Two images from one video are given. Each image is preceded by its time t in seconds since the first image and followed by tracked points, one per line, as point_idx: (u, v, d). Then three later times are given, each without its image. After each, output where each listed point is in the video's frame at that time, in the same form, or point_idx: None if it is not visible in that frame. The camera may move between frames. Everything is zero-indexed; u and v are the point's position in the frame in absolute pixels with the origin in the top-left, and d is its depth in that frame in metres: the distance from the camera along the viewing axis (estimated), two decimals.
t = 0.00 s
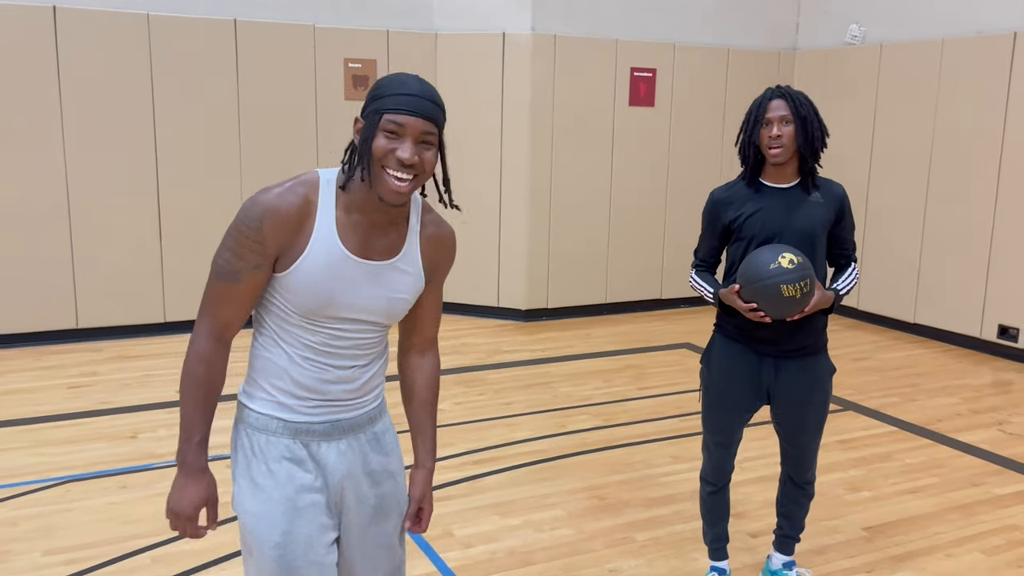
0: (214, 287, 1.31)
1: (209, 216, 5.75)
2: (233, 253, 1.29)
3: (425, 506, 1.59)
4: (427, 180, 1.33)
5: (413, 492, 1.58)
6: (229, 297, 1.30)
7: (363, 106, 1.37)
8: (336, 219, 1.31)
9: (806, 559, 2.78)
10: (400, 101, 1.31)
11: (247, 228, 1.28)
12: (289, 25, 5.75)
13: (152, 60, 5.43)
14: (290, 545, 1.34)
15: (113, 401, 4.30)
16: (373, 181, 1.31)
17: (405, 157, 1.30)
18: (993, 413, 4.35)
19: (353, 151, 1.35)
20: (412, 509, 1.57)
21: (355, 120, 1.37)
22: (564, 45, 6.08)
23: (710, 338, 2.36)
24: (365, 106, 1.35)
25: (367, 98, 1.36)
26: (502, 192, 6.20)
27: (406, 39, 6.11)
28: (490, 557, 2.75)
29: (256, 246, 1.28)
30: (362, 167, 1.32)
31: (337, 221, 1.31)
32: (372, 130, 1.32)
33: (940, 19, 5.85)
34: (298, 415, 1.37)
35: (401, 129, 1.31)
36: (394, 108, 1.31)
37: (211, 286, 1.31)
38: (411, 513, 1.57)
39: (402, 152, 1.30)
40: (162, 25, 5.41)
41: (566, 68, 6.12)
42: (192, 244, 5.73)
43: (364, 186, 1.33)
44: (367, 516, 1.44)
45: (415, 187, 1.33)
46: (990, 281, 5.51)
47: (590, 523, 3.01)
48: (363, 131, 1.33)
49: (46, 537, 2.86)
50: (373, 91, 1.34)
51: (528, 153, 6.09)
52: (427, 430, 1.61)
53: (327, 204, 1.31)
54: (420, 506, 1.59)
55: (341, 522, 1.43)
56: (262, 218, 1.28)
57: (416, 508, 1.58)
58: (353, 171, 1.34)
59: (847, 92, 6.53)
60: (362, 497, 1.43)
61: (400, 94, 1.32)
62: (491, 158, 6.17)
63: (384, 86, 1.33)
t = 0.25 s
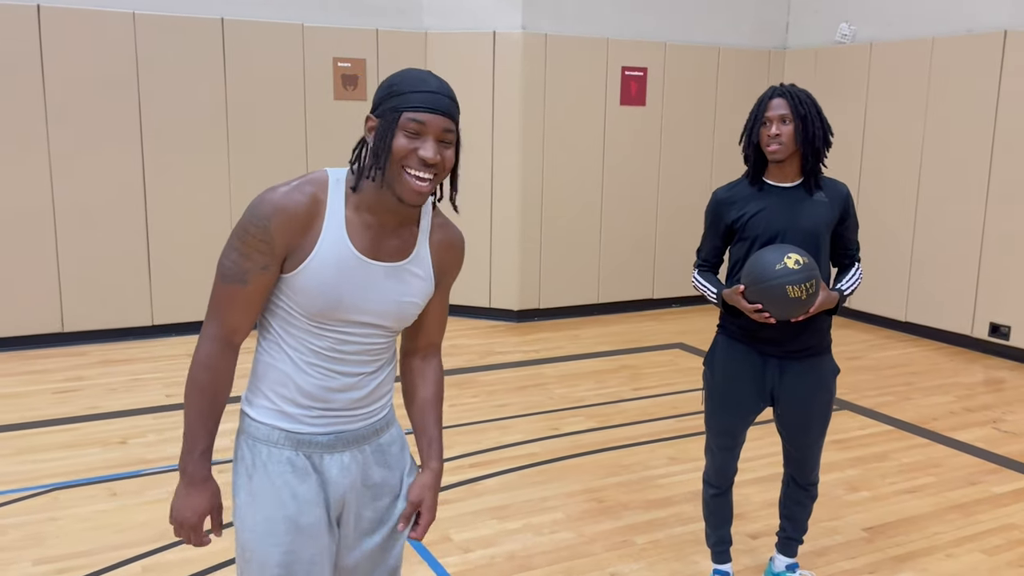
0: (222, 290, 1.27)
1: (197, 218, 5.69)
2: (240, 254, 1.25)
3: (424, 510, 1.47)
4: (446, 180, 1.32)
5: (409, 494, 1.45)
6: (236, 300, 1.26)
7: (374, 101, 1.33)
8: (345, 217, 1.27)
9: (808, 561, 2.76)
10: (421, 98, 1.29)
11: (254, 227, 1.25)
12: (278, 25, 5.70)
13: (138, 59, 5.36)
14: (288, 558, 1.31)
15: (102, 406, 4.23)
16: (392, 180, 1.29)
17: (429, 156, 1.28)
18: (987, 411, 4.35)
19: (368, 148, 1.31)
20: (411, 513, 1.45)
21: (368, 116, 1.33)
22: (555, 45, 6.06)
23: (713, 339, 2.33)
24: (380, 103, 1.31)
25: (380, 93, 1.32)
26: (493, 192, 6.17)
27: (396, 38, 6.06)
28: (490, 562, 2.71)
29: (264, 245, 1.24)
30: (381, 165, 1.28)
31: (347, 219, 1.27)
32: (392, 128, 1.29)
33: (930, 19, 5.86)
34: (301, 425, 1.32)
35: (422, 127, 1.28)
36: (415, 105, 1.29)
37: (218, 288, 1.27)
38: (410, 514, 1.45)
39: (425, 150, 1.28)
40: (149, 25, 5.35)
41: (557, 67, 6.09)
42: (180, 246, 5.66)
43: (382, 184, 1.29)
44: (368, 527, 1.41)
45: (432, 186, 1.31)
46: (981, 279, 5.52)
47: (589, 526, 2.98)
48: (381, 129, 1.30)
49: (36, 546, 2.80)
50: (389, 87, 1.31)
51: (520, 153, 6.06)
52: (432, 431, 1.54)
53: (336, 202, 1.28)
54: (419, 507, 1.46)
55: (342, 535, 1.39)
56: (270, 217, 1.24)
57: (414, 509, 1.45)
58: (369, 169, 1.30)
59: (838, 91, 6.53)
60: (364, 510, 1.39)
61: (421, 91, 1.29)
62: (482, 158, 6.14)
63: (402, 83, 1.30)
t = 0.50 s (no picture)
0: (198, 300, 1.20)
1: (185, 219, 5.63)
2: (214, 259, 1.18)
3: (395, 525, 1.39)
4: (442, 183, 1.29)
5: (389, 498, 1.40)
6: (214, 309, 1.20)
7: (370, 97, 1.22)
8: (321, 215, 1.22)
9: (807, 560, 2.75)
10: (431, 106, 1.22)
11: (227, 230, 1.18)
12: (266, 23, 5.65)
13: (125, 57, 5.30)
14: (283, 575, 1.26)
15: (89, 409, 4.18)
16: (400, 190, 1.23)
17: (437, 167, 1.24)
18: (979, 408, 4.36)
19: (367, 152, 1.22)
20: (377, 522, 1.39)
21: (361, 114, 1.22)
22: (546, 43, 6.04)
23: (713, 338, 2.31)
24: (383, 105, 1.21)
25: (379, 92, 1.21)
26: (484, 192, 6.14)
27: (386, 36, 6.02)
28: (487, 564, 2.69)
29: (242, 249, 1.18)
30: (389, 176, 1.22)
31: (324, 217, 1.22)
32: (400, 135, 1.21)
33: (919, 17, 5.88)
34: (290, 435, 1.27)
35: (430, 137, 1.23)
36: (426, 112, 1.22)
37: (193, 298, 1.20)
38: (376, 524, 1.39)
39: (433, 161, 1.23)
40: (135, 23, 5.29)
41: (548, 66, 6.07)
42: (168, 246, 5.61)
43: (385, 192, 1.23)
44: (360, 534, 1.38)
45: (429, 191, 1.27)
46: (971, 277, 5.54)
47: (586, 527, 2.96)
48: (384, 136, 1.21)
49: (25, 552, 2.75)
50: (390, 86, 1.21)
51: (511, 152, 6.03)
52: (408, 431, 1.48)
53: (309, 200, 1.22)
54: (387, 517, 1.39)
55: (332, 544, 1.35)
56: (243, 218, 1.17)
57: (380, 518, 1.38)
58: (370, 175, 1.23)
59: (828, 90, 6.54)
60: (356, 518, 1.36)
61: (429, 97, 1.22)
62: (472, 156, 6.11)
63: (407, 85, 1.22)
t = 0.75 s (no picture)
0: (145, 327, 1.08)
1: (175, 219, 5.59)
2: (160, 280, 1.07)
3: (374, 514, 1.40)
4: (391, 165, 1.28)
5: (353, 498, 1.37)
6: (166, 334, 1.09)
7: (320, 93, 1.15)
8: (272, 221, 1.14)
9: (801, 560, 2.74)
10: (381, 92, 1.20)
11: (174, 246, 1.07)
12: (256, 22, 5.61)
13: (113, 56, 5.26)
14: None
15: (78, 411, 4.14)
16: (366, 183, 1.20)
17: (393, 152, 1.22)
18: (971, 407, 4.38)
19: (328, 150, 1.17)
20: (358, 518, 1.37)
21: (313, 112, 1.16)
22: (537, 43, 6.02)
23: (708, 338, 2.30)
24: (337, 99, 1.16)
25: (330, 87, 1.15)
26: (475, 191, 6.12)
27: (377, 35, 5.99)
28: (480, 566, 2.67)
29: (193, 266, 1.07)
30: (356, 171, 1.18)
31: (270, 219, 1.14)
32: (360, 128, 1.17)
33: (909, 16, 5.89)
34: (253, 448, 1.21)
35: (386, 123, 1.21)
36: (378, 99, 1.19)
37: (139, 325, 1.08)
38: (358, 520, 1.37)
39: (389, 148, 1.22)
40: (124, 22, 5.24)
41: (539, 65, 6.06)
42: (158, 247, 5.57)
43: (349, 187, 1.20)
44: (327, 544, 1.33)
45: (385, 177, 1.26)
46: (961, 276, 5.56)
47: (579, 528, 2.95)
48: (343, 132, 1.16)
49: (12, 556, 2.72)
50: (342, 79, 1.16)
51: (502, 152, 6.02)
52: (363, 428, 1.46)
53: (255, 206, 1.14)
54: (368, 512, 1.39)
55: (298, 558, 1.30)
56: (191, 231, 1.07)
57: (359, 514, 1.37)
58: (331, 173, 1.18)
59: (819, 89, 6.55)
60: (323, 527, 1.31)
61: (376, 83, 1.20)
62: (463, 155, 6.09)
63: (355, 75, 1.17)
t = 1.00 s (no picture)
0: (94, 364, 1.02)
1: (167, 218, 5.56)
2: (109, 314, 1.00)
3: (310, 501, 1.38)
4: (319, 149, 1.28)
5: (289, 487, 1.36)
6: (117, 369, 1.03)
7: (271, 106, 1.12)
8: (217, 238, 1.11)
9: (794, 560, 2.74)
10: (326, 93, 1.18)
11: (122, 279, 1.00)
12: (248, 21, 5.59)
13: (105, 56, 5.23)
14: None
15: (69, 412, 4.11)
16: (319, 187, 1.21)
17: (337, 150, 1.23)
18: (963, 407, 4.38)
19: (283, 162, 1.15)
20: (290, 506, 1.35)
21: (266, 125, 1.13)
22: (530, 42, 6.01)
23: (701, 337, 2.29)
24: (291, 111, 1.13)
25: (282, 99, 1.12)
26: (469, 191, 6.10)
27: (370, 34, 5.97)
28: (471, 567, 2.66)
29: (146, 297, 1.02)
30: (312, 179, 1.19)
31: (214, 233, 1.11)
32: (315, 136, 1.16)
33: (902, 15, 5.90)
34: (214, 452, 1.21)
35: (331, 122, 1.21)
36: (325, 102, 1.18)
37: (86, 361, 1.02)
38: (293, 508, 1.36)
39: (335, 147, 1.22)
40: (115, 20, 5.21)
41: (532, 65, 6.05)
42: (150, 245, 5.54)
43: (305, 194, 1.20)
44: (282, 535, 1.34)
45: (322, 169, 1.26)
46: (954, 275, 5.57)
47: (571, 529, 2.94)
48: (297, 146, 1.15)
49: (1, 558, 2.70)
50: (292, 89, 1.13)
51: (496, 151, 6.01)
52: (284, 416, 1.44)
53: (199, 225, 1.10)
54: (306, 500, 1.38)
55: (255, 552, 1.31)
56: (142, 261, 1.01)
57: (298, 501, 1.36)
58: (286, 183, 1.17)
59: (813, 89, 6.55)
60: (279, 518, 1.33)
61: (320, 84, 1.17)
62: (457, 155, 6.07)
63: (302, 81, 1.14)
